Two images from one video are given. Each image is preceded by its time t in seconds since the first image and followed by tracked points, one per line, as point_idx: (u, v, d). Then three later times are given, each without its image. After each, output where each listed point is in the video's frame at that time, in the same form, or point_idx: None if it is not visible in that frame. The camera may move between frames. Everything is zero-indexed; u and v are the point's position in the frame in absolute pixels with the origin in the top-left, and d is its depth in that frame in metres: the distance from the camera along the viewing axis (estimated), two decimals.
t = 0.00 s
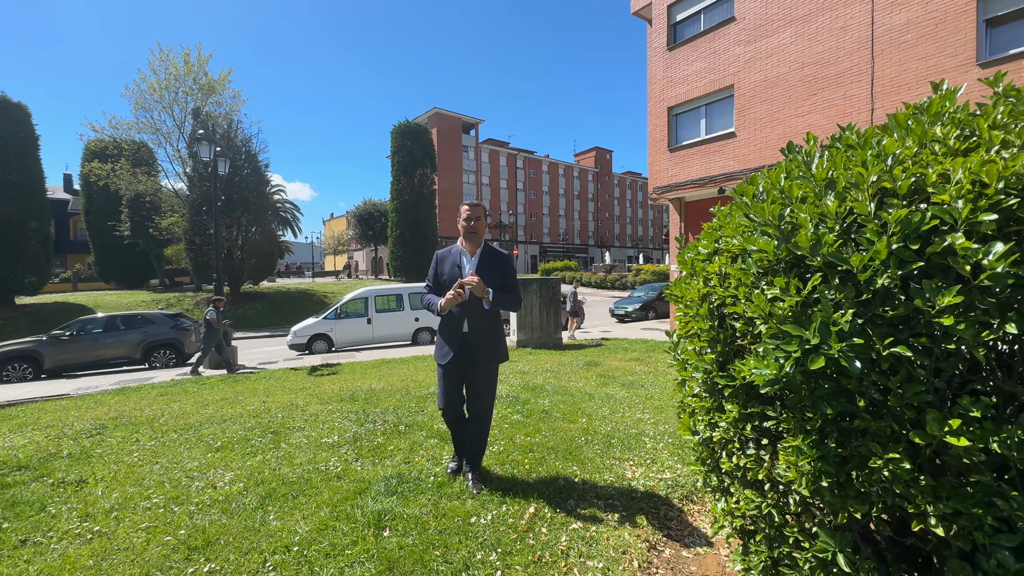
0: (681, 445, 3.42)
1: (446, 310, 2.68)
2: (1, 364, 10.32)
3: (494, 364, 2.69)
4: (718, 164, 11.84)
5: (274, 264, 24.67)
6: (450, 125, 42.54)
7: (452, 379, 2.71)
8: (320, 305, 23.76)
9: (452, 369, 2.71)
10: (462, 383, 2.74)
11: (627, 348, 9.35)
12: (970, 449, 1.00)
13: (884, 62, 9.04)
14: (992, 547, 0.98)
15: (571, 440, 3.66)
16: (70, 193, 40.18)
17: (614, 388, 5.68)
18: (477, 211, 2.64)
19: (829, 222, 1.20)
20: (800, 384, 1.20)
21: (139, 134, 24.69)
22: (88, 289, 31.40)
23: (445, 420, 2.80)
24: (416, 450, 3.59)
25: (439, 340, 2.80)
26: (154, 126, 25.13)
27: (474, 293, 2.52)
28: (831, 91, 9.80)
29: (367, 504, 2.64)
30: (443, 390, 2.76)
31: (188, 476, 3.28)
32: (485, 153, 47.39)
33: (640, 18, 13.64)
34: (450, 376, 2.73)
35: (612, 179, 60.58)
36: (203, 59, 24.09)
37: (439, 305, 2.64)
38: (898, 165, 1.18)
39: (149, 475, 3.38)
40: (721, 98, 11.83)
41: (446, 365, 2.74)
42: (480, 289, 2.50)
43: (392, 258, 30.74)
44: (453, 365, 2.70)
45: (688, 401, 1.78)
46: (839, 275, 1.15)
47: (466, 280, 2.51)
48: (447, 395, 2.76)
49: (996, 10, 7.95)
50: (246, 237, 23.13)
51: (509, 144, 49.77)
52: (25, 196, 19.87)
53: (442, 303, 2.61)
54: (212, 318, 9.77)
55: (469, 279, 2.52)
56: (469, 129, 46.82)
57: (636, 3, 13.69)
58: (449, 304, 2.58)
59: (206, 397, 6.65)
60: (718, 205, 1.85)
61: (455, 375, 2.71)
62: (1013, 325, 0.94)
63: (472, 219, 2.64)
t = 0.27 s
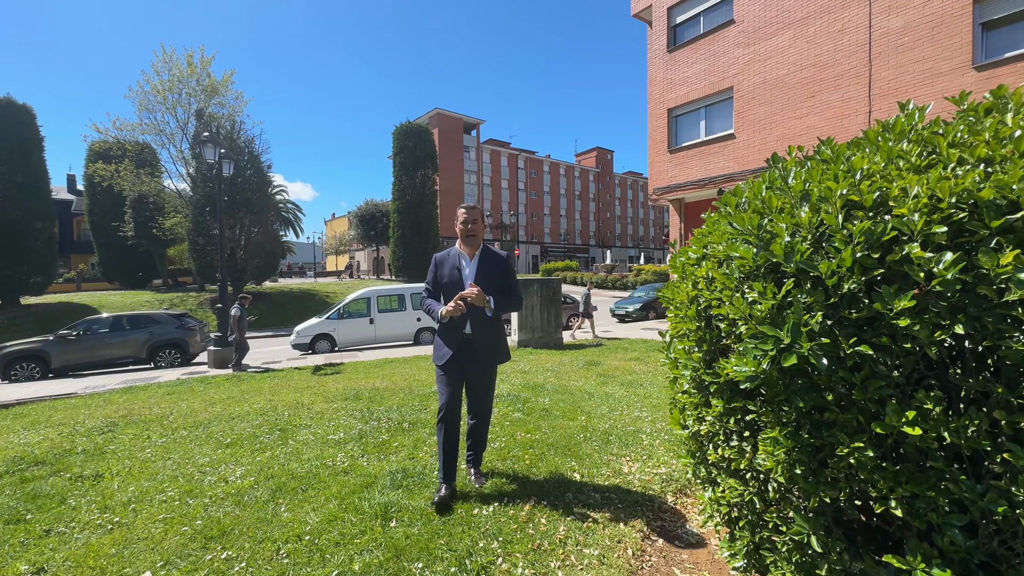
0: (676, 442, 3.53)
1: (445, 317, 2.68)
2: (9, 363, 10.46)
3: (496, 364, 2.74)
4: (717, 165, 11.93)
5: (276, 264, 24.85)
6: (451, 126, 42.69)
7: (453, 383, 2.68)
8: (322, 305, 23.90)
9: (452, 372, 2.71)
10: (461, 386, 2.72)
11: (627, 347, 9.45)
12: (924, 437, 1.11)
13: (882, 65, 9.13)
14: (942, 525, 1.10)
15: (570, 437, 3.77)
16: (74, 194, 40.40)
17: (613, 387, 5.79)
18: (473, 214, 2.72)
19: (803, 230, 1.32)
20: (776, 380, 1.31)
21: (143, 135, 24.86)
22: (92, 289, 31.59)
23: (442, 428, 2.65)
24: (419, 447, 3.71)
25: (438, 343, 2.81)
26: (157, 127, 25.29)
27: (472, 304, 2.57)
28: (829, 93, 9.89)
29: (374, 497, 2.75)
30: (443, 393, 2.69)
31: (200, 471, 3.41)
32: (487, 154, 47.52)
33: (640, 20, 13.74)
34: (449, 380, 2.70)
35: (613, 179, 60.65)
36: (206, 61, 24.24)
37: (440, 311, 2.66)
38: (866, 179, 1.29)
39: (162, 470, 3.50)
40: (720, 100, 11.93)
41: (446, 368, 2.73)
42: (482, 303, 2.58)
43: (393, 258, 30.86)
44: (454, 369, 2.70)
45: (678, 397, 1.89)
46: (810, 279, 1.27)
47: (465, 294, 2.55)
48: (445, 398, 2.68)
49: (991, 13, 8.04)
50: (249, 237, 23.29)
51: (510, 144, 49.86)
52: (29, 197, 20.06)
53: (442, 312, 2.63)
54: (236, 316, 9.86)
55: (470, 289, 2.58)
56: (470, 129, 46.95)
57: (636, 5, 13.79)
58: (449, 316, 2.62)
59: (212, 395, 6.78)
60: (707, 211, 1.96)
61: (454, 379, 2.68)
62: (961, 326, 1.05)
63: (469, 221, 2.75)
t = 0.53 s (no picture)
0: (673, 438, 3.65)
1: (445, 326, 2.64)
2: (18, 363, 10.62)
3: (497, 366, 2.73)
4: (718, 166, 12.03)
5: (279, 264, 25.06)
6: (453, 126, 42.86)
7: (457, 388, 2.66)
8: (325, 305, 24.06)
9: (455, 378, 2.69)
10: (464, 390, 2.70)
11: (627, 347, 9.56)
12: (889, 423, 1.23)
13: (880, 67, 9.22)
14: (906, 502, 1.21)
15: (571, 432, 3.90)
16: (78, 194, 40.66)
17: (613, 386, 5.91)
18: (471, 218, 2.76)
19: (782, 236, 1.44)
20: (757, 373, 1.43)
21: (147, 136, 25.04)
22: (96, 289, 31.80)
23: (446, 432, 2.60)
24: (424, 442, 3.84)
25: (438, 348, 2.76)
26: (162, 128, 25.48)
27: (479, 318, 2.59)
28: (827, 95, 9.99)
29: (382, 488, 2.88)
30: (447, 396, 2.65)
31: (215, 464, 3.54)
32: (488, 154, 47.67)
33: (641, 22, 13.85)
34: (452, 384, 2.67)
35: (614, 179, 60.75)
36: (210, 62, 24.41)
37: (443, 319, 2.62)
38: (839, 190, 1.41)
39: (177, 463, 3.63)
40: (720, 101, 12.03)
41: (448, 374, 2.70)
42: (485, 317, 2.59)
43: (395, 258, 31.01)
44: (456, 374, 2.68)
45: (672, 391, 2.02)
46: (788, 280, 1.39)
47: (470, 308, 2.55)
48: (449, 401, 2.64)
49: (987, 17, 8.13)
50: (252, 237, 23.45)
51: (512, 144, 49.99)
52: (35, 197, 20.23)
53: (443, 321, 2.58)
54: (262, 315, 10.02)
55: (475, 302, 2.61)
56: (472, 130, 47.11)
57: (636, 7, 13.90)
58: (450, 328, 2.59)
59: (220, 393, 6.91)
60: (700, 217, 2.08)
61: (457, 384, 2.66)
62: (920, 323, 1.17)
63: (466, 225, 2.80)
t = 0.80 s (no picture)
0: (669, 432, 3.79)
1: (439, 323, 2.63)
2: (27, 361, 10.78)
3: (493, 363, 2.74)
4: (717, 167, 12.15)
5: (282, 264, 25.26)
6: (454, 126, 43.02)
7: (453, 386, 2.69)
8: (328, 305, 24.23)
9: (450, 376, 2.70)
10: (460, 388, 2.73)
11: (628, 346, 9.68)
12: (856, 409, 1.36)
13: (877, 69, 9.32)
14: (871, 480, 1.34)
15: (571, 427, 4.03)
16: (82, 194, 40.96)
17: (613, 383, 6.05)
18: (463, 214, 2.76)
19: (762, 239, 1.58)
20: (740, 364, 1.56)
21: (151, 137, 25.25)
22: (101, 289, 32.06)
23: (443, 430, 2.68)
24: (429, 436, 3.98)
25: (432, 346, 2.76)
26: (165, 129, 25.67)
27: (474, 316, 2.58)
28: (826, 97, 10.10)
29: (391, 478, 3.01)
30: (443, 397, 2.71)
31: (228, 457, 3.68)
32: (489, 154, 47.81)
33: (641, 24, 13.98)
34: (448, 382, 2.70)
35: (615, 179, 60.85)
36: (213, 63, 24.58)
37: (438, 317, 2.60)
38: (813, 197, 1.55)
39: (192, 456, 3.77)
40: (720, 103, 12.15)
41: (443, 372, 2.70)
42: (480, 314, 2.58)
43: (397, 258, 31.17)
44: (452, 372, 2.70)
45: (664, 384, 2.14)
46: (766, 280, 1.52)
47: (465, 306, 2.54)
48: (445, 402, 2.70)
49: (983, 19, 8.23)
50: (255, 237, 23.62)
51: (513, 144, 50.14)
52: (41, 198, 20.42)
53: (438, 319, 2.56)
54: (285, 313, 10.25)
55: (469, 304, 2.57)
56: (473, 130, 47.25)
57: (637, 10, 14.02)
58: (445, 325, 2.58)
59: (228, 391, 7.07)
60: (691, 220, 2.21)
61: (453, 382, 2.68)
62: (882, 318, 1.29)
63: (457, 220, 2.79)
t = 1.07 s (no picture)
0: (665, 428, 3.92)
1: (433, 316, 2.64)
2: (36, 360, 10.93)
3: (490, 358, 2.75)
4: (717, 168, 12.27)
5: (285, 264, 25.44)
6: (456, 127, 43.17)
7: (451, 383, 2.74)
8: (330, 304, 24.39)
9: (447, 373, 2.74)
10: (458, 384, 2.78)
11: (627, 345, 9.80)
12: (827, 400, 1.48)
13: (874, 72, 9.41)
14: (838, 464, 1.47)
15: (570, 423, 4.17)
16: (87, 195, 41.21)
17: (612, 381, 6.18)
18: (458, 212, 2.76)
19: (744, 244, 1.70)
20: (722, 360, 1.68)
21: (155, 138, 25.44)
22: (105, 289, 32.29)
23: (443, 425, 2.81)
24: (433, 432, 4.11)
25: (428, 344, 2.77)
26: (169, 130, 25.87)
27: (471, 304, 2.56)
28: (823, 99, 10.21)
29: (397, 470, 3.15)
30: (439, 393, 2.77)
31: (240, 451, 3.82)
32: (491, 154, 47.94)
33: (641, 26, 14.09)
34: (446, 379, 2.75)
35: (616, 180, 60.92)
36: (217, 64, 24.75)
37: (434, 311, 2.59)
38: (790, 205, 1.68)
39: (204, 450, 3.91)
40: (719, 104, 12.26)
41: (441, 369, 2.74)
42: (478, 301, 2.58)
43: (399, 258, 31.32)
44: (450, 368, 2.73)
45: (656, 379, 2.27)
46: (747, 282, 1.64)
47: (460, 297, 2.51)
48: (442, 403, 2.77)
49: (979, 23, 8.33)
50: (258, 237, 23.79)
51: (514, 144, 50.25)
52: (46, 199, 20.61)
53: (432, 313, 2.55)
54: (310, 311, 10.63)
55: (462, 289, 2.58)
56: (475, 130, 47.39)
57: (637, 11, 14.12)
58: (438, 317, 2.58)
59: (235, 389, 7.22)
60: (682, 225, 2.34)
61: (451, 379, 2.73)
62: (850, 318, 1.42)
63: (453, 218, 2.78)
